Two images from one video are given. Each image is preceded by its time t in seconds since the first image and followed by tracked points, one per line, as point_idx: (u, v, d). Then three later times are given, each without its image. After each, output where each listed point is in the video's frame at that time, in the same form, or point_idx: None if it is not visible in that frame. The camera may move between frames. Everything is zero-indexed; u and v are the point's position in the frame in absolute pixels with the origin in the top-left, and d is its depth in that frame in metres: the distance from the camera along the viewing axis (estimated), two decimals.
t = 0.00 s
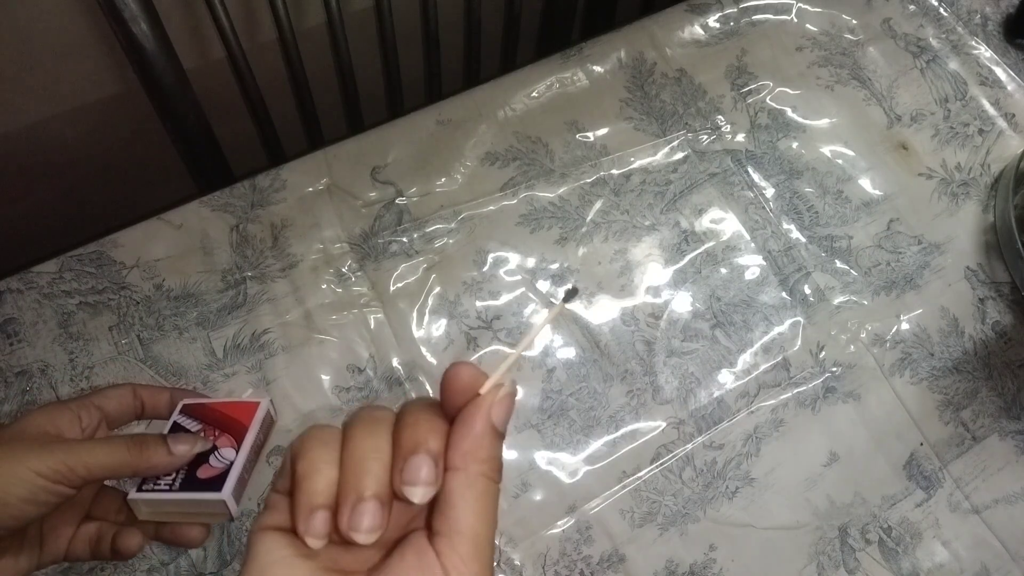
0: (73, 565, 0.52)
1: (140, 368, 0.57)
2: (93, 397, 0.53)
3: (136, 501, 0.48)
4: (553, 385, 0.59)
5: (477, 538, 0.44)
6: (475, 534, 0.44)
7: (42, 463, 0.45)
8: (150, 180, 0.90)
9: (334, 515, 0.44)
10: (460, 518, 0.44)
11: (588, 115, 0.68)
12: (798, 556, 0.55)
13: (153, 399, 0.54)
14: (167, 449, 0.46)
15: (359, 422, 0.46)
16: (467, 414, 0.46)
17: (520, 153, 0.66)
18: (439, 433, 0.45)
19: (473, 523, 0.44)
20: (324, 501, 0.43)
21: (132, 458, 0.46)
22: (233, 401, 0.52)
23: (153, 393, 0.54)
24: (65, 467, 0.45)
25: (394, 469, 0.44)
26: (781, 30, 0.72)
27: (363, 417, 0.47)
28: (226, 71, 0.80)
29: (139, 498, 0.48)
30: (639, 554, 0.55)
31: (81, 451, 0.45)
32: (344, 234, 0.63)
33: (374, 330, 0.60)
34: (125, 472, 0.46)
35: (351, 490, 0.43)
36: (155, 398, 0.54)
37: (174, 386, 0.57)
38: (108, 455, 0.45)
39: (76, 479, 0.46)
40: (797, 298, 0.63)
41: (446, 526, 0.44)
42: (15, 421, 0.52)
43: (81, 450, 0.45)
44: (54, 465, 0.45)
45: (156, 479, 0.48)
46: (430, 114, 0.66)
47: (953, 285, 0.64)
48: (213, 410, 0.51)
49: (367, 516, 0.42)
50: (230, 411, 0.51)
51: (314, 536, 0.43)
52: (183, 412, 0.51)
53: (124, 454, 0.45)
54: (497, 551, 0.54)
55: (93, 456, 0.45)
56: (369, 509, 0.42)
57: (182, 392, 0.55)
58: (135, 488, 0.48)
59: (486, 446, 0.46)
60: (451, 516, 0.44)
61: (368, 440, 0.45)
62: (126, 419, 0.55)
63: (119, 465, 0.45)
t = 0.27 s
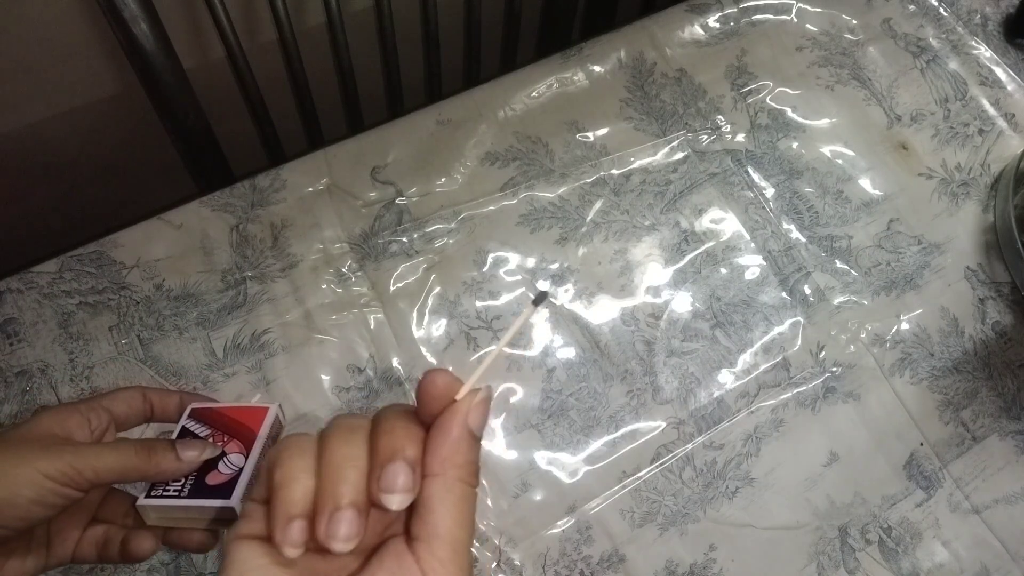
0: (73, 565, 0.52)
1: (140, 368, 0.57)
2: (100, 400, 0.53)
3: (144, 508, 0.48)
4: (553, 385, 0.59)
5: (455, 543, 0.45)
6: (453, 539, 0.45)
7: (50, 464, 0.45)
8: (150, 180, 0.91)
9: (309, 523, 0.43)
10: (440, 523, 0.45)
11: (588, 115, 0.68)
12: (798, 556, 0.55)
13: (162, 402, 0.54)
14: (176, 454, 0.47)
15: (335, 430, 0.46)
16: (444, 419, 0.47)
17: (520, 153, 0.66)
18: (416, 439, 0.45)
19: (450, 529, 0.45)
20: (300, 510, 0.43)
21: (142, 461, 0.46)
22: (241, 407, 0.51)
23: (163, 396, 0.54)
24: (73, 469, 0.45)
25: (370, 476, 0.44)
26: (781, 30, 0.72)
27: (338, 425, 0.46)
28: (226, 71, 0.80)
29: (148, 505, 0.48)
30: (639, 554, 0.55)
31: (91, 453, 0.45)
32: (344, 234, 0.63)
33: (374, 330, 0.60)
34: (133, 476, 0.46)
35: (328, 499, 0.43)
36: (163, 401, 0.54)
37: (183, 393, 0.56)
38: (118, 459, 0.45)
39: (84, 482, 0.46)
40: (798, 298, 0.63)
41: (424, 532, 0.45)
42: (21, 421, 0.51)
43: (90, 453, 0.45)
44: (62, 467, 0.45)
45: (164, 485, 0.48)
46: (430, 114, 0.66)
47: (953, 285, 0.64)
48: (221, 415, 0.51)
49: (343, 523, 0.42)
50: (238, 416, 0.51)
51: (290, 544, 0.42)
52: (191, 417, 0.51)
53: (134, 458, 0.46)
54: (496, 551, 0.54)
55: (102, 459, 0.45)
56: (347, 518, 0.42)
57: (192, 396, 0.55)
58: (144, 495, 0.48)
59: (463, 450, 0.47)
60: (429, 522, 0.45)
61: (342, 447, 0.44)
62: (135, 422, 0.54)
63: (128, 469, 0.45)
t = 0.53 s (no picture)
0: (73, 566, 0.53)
1: (139, 368, 0.57)
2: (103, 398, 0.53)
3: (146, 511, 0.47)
4: (553, 385, 0.59)
5: (456, 554, 0.45)
6: (454, 549, 0.45)
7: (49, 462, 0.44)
8: (150, 180, 0.91)
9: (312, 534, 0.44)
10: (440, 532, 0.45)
11: (588, 115, 0.68)
12: (798, 556, 0.55)
13: (164, 401, 0.54)
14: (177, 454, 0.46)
15: (338, 443, 0.47)
16: (444, 430, 0.48)
17: (520, 153, 0.66)
18: (416, 451, 0.46)
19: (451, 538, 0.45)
20: (303, 520, 0.44)
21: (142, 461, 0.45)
22: (243, 407, 0.51)
23: (166, 395, 0.54)
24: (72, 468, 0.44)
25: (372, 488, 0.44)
26: (781, 30, 0.72)
27: (343, 438, 0.48)
28: (226, 71, 0.80)
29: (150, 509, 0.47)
30: (639, 554, 0.55)
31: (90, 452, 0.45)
32: (344, 234, 0.63)
33: (374, 330, 0.60)
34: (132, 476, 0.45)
35: (330, 511, 0.44)
36: (166, 400, 0.54)
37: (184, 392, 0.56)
38: (118, 458, 0.45)
39: (83, 482, 0.45)
40: (798, 298, 0.63)
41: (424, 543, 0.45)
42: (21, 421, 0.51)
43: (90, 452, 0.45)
44: (60, 466, 0.44)
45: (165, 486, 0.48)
46: (430, 114, 0.66)
47: (953, 285, 0.64)
48: (223, 416, 0.50)
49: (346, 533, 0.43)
50: (240, 418, 0.50)
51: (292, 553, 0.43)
52: (192, 417, 0.51)
53: (134, 458, 0.45)
54: (497, 551, 0.54)
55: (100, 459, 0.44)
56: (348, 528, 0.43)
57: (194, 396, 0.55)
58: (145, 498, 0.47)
59: (464, 461, 0.47)
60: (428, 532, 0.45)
61: (345, 461, 0.46)
62: (137, 420, 0.54)
63: (127, 469, 0.45)
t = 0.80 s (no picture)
0: (72, 565, 0.52)
1: (140, 368, 0.57)
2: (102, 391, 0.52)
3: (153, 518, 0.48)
4: (553, 385, 0.59)
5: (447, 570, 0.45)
6: (446, 564, 0.45)
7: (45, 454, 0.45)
8: (150, 180, 0.91)
9: (304, 549, 0.43)
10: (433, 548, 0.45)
11: (588, 115, 0.68)
12: (798, 556, 0.55)
13: (166, 397, 0.54)
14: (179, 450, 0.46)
15: (332, 458, 0.47)
16: (438, 446, 0.48)
17: (520, 153, 0.66)
18: (410, 467, 0.46)
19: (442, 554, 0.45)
20: (295, 535, 0.43)
21: (142, 455, 0.46)
22: (249, 411, 0.51)
23: (168, 391, 0.54)
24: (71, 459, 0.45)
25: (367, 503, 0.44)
26: (781, 30, 0.72)
27: (336, 453, 0.47)
28: (226, 70, 0.80)
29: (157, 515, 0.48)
30: (639, 554, 0.55)
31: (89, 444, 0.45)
32: (344, 234, 0.63)
33: (374, 330, 0.60)
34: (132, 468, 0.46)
35: (324, 526, 0.43)
36: (167, 396, 0.54)
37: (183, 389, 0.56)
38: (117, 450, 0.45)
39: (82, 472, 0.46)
40: (798, 298, 0.63)
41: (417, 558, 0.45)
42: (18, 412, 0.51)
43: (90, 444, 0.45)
44: (58, 457, 0.45)
45: (171, 488, 0.48)
46: (430, 114, 0.66)
47: (953, 285, 0.64)
48: (228, 418, 0.51)
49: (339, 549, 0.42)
50: (244, 420, 0.51)
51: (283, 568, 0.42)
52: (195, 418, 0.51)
53: (134, 451, 0.46)
54: (497, 551, 0.54)
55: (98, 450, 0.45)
56: (343, 544, 0.42)
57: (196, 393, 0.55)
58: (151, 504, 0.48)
59: (457, 476, 0.47)
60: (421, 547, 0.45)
61: (339, 474, 0.45)
62: (138, 414, 0.54)
63: (127, 463, 0.45)
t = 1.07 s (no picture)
0: (73, 566, 0.52)
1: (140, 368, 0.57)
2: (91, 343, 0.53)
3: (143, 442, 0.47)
4: (553, 385, 0.59)
5: None
6: None
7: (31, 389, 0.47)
8: (150, 180, 0.91)
9: None
10: None
11: (588, 115, 0.68)
12: (798, 556, 0.55)
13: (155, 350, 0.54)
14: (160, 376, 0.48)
15: (334, 498, 0.47)
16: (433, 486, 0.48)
17: (520, 153, 0.66)
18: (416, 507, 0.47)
19: None
20: (296, 561, 0.43)
21: (124, 385, 0.47)
22: (236, 350, 0.49)
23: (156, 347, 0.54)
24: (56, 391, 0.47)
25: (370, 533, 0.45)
26: (781, 30, 0.72)
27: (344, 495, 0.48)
28: (226, 70, 0.80)
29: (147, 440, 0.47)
30: (639, 554, 0.55)
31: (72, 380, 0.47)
32: (344, 234, 0.63)
33: (374, 330, 0.60)
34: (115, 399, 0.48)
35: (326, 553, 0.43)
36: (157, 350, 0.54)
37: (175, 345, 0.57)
38: (100, 381, 0.47)
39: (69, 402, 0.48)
40: (798, 298, 0.63)
41: None
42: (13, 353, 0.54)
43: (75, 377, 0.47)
44: (43, 391, 0.47)
45: (155, 416, 0.47)
46: (430, 113, 0.66)
47: (953, 285, 0.64)
48: (215, 357, 0.49)
49: None
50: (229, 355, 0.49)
51: None
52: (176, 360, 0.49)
53: (116, 381, 0.47)
54: (497, 551, 0.54)
55: (82, 384, 0.47)
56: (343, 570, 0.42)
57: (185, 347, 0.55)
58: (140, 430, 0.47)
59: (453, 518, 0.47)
60: None
61: (346, 508, 0.46)
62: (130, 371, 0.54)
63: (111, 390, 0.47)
